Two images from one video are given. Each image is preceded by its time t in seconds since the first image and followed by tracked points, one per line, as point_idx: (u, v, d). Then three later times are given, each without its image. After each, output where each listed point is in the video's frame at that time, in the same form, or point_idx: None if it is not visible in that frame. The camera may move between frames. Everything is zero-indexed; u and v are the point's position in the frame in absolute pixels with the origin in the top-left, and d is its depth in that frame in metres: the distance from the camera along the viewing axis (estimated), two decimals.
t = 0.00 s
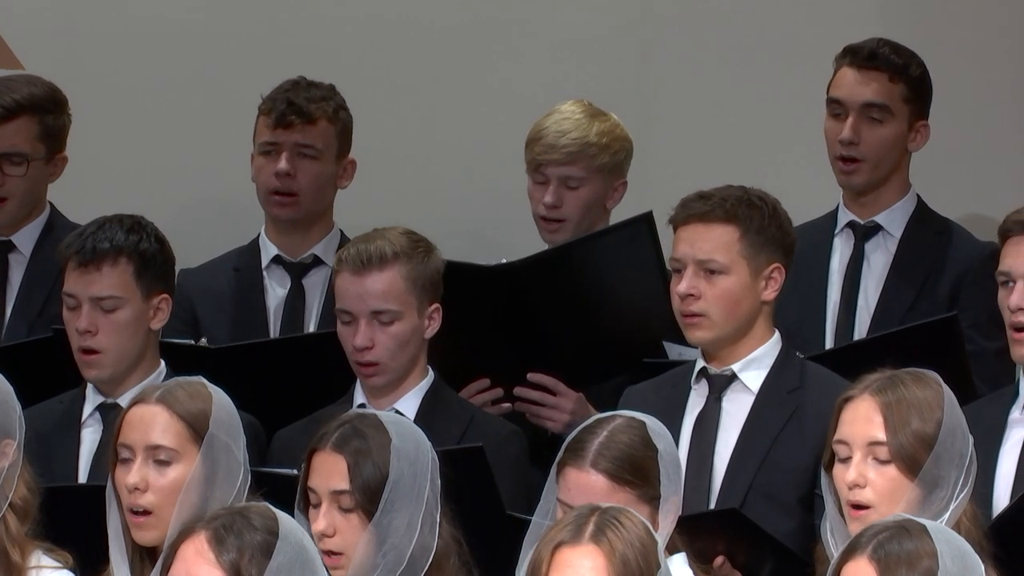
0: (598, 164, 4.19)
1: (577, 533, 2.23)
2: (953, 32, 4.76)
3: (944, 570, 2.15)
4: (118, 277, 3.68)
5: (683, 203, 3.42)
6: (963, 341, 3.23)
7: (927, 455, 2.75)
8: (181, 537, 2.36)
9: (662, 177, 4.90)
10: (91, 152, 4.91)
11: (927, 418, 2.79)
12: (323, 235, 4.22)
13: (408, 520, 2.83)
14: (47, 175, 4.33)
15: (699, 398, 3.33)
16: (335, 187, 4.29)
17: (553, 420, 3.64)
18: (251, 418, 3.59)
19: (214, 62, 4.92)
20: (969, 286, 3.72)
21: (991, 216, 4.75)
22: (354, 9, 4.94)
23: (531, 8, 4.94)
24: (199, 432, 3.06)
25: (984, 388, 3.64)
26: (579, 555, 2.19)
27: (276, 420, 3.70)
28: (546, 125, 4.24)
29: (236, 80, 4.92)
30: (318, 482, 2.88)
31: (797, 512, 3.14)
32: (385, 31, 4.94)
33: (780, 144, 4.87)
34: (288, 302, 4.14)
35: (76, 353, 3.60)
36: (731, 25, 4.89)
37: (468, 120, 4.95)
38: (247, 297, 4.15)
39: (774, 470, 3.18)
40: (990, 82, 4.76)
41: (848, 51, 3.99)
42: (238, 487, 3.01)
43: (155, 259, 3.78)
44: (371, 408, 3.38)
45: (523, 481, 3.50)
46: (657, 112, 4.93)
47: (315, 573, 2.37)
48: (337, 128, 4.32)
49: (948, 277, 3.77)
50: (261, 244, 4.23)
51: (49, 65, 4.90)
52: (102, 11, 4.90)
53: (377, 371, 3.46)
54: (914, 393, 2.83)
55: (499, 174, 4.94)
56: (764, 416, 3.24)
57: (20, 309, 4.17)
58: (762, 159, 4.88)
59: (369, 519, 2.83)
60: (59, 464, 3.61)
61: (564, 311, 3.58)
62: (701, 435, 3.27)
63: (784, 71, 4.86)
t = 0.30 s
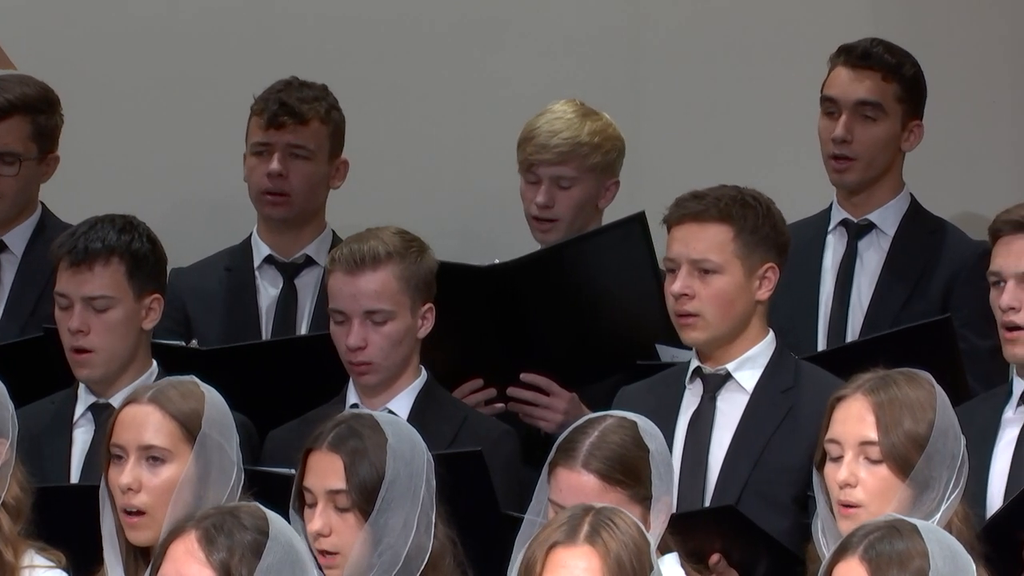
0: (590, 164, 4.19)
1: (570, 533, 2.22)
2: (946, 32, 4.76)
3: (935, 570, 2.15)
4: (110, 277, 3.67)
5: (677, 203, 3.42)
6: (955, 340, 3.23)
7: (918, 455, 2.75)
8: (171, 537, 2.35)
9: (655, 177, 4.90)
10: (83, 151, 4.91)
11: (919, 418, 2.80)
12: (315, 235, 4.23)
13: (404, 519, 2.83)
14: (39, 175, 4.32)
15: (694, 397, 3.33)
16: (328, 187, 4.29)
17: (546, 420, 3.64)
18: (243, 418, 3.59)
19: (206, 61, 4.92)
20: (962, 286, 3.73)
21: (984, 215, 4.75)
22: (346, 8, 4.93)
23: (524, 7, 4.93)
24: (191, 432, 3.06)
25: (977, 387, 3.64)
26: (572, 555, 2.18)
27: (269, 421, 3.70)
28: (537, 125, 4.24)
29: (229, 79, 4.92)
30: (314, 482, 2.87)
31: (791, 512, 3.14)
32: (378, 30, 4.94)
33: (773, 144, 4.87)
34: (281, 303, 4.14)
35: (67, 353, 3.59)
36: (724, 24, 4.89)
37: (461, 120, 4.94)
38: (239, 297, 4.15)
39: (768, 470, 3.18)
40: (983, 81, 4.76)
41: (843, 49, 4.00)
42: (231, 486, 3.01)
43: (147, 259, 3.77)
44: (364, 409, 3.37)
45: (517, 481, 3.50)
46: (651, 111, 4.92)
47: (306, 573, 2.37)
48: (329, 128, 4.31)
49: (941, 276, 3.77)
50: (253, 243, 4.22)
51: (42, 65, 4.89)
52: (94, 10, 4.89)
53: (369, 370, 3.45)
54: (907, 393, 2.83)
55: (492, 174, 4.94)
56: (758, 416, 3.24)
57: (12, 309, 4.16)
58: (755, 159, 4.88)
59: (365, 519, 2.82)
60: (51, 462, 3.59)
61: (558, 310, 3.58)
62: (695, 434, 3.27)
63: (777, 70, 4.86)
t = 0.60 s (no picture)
0: (582, 160, 4.19)
1: (559, 532, 2.22)
2: (939, 32, 4.76)
3: (927, 570, 2.14)
4: (101, 277, 3.66)
5: (673, 202, 3.42)
6: (949, 340, 3.23)
7: (907, 455, 2.75)
8: (162, 538, 2.34)
9: (648, 177, 4.90)
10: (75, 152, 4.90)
11: (908, 418, 2.79)
12: (306, 235, 4.21)
13: (399, 520, 2.82)
14: (31, 175, 4.31)
15: (688, 397, 3.32)
16: (316, 188, 4.27)
17: (540, 420, 3.63)
18: (235, 418, 3.58)
19: (199, 61, 4.91)
20: (956, 287, 3.72)
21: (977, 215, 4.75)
22: (339, 8, 4.93)
23: (516, 7, 4.93)
24: (183, 433, 3.05)
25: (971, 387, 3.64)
26: (562, 556, 2.18)
27: (261, 419, 3.69)
28: (528, 124, 4.23)
29: (221, 79, 4.91)
30: (309, 483, 2.86)
31: (785, 512, 3.14)
32: (370, 31, 4.93)
33: (766, 144, 4.86)
34: (272, 303, 4.13)
35: (59, 353, 3.58)
36: (717, 25, 4.88)
37: (454, 120, 4.93)
38: (230, 297, 4.15)
39: (762, 469, 3.18)
40: (976, 82, 4.76)
41: (837, 53, 3.98)
42: (223, 487, 3.00)
43: (139, 259, 3.76)
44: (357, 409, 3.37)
45: (509, 481, 3.49)
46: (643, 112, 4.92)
47: (297, 573, 2.36)
48: (316, 130, 4.29)
49: (937, 276, 3.77)
50: (245, 243, 4.21)
51: (34, 65, 4.88)
52: (87, 11, 4.89)
53: (361, 370, 3.45)
54: (896, 393, 2.82)
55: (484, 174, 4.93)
56: (753, 416, 3.23)
57: (4, 310, 4.15)
58: (748, 159, 4.87)
59: (360, 520, 2.82)
60: (43, 464, 3.59)
61: (551, 310, 3.57)
62: (689, 434, 3.26)
63: (770, 70, 4.86)
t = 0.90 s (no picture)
0: (576, 160, 4.19)
1: (551, 532, 2.22)
2: (931, 31, 4.77)
3: (919, 570, 2.14)
4: (94, 277, 3.65)
5: (668, 200, 3.42)
6: (941, 340, 3.23)
7: (895, 453, 2.75)
8: (156, 537, 2.34)
9: (641, 176, 4.90)
10: (68, 151, 4.89)
11: (896, 416, 2.79)
12: (298, 236, 4.21)
13: (395, 520, 2.83)
14: (24, 175, 4.30)
15: (681, 397, 3.33)
16: (308, 189, 4.27)
17: (531, 418, 3.63)
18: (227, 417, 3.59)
19: (191, 61, 4.91)
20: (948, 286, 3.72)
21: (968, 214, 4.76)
22: (331, 8, 4.92)
23: (509, 7, 4.93)
24: (179, 432, 3.05)
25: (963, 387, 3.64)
26: (554, 555, 2.18)
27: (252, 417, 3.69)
28: (522, 122, 4.24)
29: (213, 78, 4.90)
30: (305, 484, 2.85)
31: (780, 512, 3.14)
32: (363, 30, 4.93)
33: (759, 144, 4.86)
34: (264, 302, 4.13)
35: (52, 353, 3.58)
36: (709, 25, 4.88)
37: (446, 120, 4.93)
38: (221, 297, 4.15)
39: (756, 469, 3.18)
40: (968, 81, 4.77)
41: (832, 53, 3.98)
42: (218, 489, 3.02)
43: (132, 259, 3.76)
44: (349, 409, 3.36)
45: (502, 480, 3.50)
46: (636, 112, 4.92)
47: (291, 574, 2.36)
48: (305, 131, 4.29)
49: (929, 276, 3.77)
50: (237, 243, 4.21)
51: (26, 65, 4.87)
52: (79, 10, 4.88)
53: (353, 370, 3.45)
54: (884, 392, 2.82)
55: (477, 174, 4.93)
56: (747, 416, 3.23)
57: None
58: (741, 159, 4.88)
59: (357, 521, 2.82)
60: (35, 464, 3.58)
61: (544, 310, 3.57)
62: (683, 434, 3.26)
63: (763, 70, 4.86)
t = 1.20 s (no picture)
0: (571, 160, 4.19)
1: (543, 532, 2.22)
2: (923, 31, 4.77)
3: (910, 570, 2.15)
4: (86, 277, 3.65)
5: (664, 199, 3.43)
6: (932, 340, 3.23)
7: (885, 453, 2.75)
8: (150, 536, 2.34)
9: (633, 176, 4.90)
10: (59, 151, 4.89)
11: (885, 417, 2.79)
12: (291, 236, 4.21)
13: (388, 518, 2.82)
14: (14, 174, 4.30)
15: (675, 396, 3.32)
16: (301, 190, 4.26)
17: (525, 417, 3.62)
18: (219, 417, 3.58)
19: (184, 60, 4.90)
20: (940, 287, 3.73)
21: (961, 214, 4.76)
22: (324, 8, 4.92)
23: (500, 7, 4.93)
24: (171, 433, 3.04)
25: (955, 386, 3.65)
26: (547, 555, 2.18)
27: (244, 417, 3.69)
28: (517, 122, 4.24)
29: (206, 78, 4.90)
30: (298, 482, 2.86)
31: (773, 512, 3.15)
32: (355, 30, 4.92)
33: (751, 144, 4.87)
34: (256, 303, 4.12)
35: (44, 353, 3.58)
36: (700, 25, 4.89)
37: (438, 120, 4.93)
38: (214, 297, 4.14)
39: (750, 469, 3.18)
40: (960, 81, 4.77)
41: (822, 53, 3.98)
42: (210, 487, 3.00)
43: (125, 259, 3.75)
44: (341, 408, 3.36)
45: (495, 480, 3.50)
46: (628, 112, 4.92)
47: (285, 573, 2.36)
48: (300, 132, 4.28)
49: (922, 276, 3.77)
50: (229, 243, 4.20)
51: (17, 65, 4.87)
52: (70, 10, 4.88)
53: (345, 370, 3.44)
54: (874, 392, 2.82)
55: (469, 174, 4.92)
56: (740, 416, 3.23)
57: None
58: (733, 159, 4.88)
59: (349, 519, 2.81)
60: (27, 465, 3.58)
61: (538, 309, 3.57)
62: (676, 434, 3.27)
63: (755, 70, 4.86)
